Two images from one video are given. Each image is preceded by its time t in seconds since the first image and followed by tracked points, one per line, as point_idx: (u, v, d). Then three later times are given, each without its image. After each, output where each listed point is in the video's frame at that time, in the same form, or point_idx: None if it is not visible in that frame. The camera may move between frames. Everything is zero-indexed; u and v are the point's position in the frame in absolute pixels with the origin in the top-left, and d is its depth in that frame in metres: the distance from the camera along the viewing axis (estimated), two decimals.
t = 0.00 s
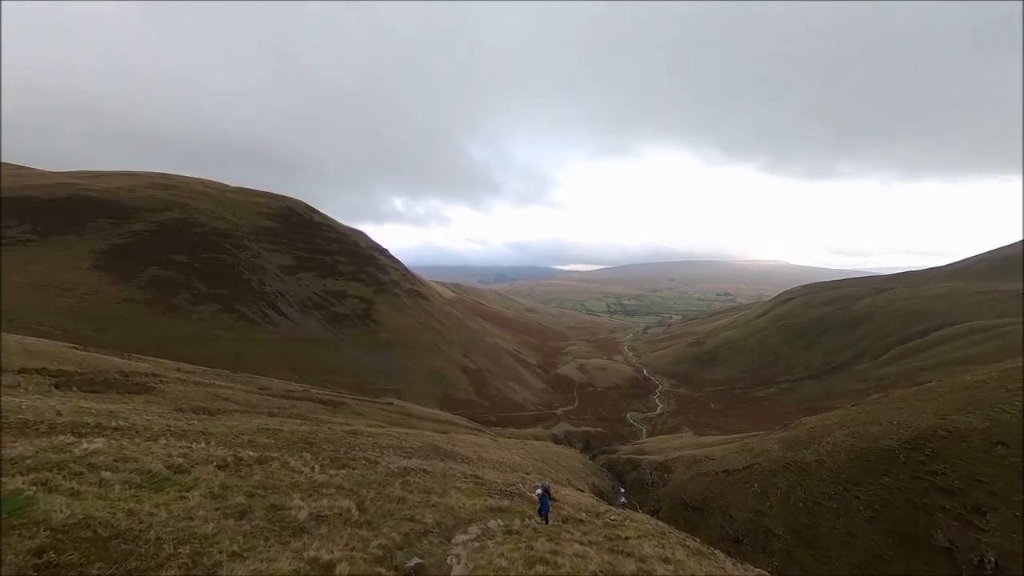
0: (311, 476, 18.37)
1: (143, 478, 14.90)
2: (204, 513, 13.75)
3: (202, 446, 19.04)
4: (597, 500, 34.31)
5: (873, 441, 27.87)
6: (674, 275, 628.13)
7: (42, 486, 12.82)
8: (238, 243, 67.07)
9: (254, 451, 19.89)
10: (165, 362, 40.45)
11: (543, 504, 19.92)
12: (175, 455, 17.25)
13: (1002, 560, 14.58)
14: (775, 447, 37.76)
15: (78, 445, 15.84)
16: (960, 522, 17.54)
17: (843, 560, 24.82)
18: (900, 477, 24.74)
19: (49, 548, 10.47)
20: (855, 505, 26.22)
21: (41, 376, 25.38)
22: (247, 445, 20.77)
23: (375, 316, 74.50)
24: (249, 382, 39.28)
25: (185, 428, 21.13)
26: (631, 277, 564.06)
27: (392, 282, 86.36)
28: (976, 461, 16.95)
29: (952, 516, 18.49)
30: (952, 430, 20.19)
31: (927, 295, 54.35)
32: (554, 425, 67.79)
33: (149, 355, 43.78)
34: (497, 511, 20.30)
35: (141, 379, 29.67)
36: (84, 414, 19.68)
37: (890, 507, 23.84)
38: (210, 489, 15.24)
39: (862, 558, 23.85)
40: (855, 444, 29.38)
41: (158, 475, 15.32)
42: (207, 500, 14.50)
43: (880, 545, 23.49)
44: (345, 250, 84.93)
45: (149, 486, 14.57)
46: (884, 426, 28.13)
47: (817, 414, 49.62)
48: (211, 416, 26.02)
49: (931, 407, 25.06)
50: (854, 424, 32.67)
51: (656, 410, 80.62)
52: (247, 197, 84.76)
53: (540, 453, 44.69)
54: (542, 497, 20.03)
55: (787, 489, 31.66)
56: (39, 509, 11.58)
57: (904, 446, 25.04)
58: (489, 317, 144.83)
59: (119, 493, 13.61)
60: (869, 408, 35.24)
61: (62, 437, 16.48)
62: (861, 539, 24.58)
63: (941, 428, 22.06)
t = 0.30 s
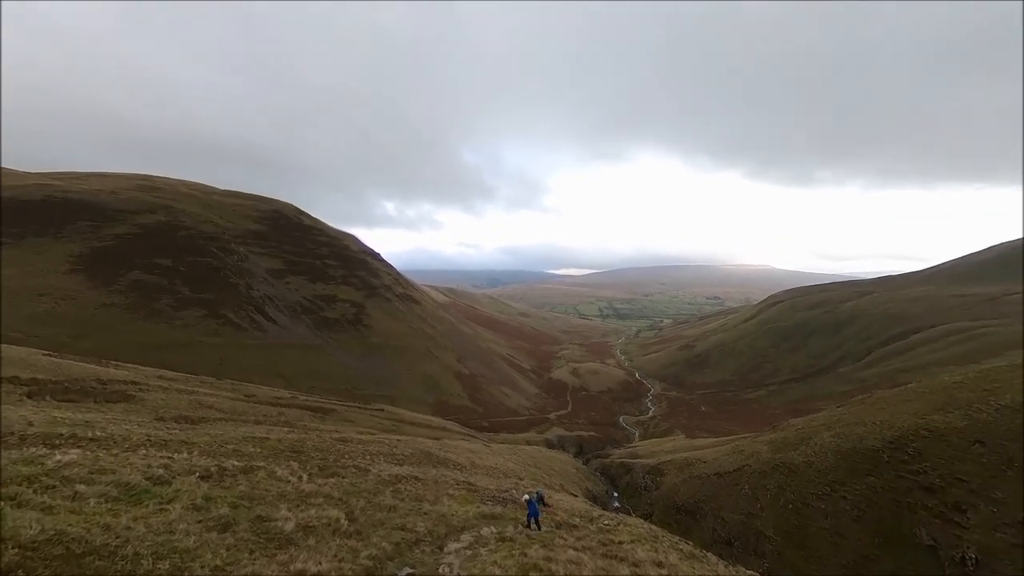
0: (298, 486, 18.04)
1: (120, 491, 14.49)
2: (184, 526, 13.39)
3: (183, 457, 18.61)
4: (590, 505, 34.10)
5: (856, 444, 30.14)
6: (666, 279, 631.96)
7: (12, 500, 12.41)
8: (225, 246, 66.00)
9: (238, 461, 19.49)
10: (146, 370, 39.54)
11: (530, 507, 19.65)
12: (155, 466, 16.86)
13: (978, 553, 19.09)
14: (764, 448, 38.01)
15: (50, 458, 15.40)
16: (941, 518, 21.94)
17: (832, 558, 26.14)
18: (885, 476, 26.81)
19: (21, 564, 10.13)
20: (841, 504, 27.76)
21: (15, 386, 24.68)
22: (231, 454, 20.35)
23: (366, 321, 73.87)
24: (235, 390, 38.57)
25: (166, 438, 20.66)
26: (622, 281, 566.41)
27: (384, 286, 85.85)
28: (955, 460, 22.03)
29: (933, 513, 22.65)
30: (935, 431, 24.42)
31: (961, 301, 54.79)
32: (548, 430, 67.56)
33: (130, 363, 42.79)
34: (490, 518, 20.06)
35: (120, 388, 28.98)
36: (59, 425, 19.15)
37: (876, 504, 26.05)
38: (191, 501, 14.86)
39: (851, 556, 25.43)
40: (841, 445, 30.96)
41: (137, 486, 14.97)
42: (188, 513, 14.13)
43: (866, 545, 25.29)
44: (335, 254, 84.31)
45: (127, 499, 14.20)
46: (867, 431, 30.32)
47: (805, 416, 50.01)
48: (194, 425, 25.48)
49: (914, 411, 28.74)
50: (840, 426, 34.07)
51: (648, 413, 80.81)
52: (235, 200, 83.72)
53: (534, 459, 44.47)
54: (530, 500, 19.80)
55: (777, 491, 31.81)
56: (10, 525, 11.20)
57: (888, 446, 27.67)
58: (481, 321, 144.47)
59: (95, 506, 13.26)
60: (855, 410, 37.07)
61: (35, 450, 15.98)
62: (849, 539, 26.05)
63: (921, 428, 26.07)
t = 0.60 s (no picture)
0: (284, 496, 17.66)
1: (93, 506, 14.06)
2: (163, 540, 13.03)
3: (163, 468, 18.14)
4: (584, 510, 33.84)
5: (844, 446, 30.67)
6: (656, 282, 633.65)
7: None
8: (211, 249, 65.03)
9: (222, 471, 19.06)
10: (125, 377, 38.60)
11: (518, 510, 19.33)
12: (133, 478, 16.42)
13: (958, 551, 21.44)
14: (754, 450, 38.10)
15: (19, 471, 14.96)
16: (924, 516, 23.83)
17: (819, 558, 26.45)
18: (871, 477, 27.75)
19: None
20: (830, 505, 28.05)
21: None
22: (214, 465, 19.89)
23: (356, 326, 73.27)
24: (219, 397, 37.88)
25: (145, 449, 20.18)
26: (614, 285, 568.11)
27: (375, 290, 85.32)
28: (942, 461, 24.59)
29: (916, 512, 24.39)
30: (921, 434, 26.98)
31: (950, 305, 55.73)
32: (542, 435, 67.27)
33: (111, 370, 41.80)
34: (483, 525, 19.79)
35: (96, 397, 28.22)
36: (33, 437, 18.61)
37: (861, 504, 26.74)
38: (171, 515, 14.47)
39: (839, 557, 25.80)
40: (827, 446, 31.63)
41: (113, 500, 14.57)
42: (168, 528, 13.74)
43: (854, 544, 25.71)
44: (326, 258, 83.67)
45: (102, 514, 13.78)
46: (852, 432, 31.43)
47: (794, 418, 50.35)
48: (176, 435, 24.92)
49: (896, 413, 31.11)
50: (828, 428, 34.36)
51: (640, 417, 80.85)
52: (223, 203, 82.67)
53: (527, 464, 44.22)
54: (518, 504, 19.47)
55: (767, 493, 31.87)
56: None
57: (873, 448, 28.85)
58: (473, 325, 143.92)
59: (67, 522, 12.85)
60: (841, 412, 37.45)
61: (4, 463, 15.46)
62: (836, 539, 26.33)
63: (905, 431, 28.19)
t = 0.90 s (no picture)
0: (269, 507, 17.29)
1: (65, 522, 13.55)
2: (138, 557, 12.62)
3: (142, 480, 17.66)
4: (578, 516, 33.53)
5: (828, 446, 31.06)
6: (647, 287, 636.49)
7: None
8: (197, 252, 64.08)
9: (204, 483, 18.62)
10: (102, 386, 37.62)
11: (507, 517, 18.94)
12: (108, 492, 15.96)
13: (941, 549, 22.79)
14: (743, 452, 38.18)
15: None
16: (908, 515, 24.74)
17: (808, 558, 26.48)
18: (856, 476, 28.14)
19: None
20: (818, 505, 28.17)
21: None
22: (195, 476, 19.42)
23: (347, 331, 72.72)
24: (203, 405, 37.18)
25: (124, 461, 19.68)
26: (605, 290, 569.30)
27: (367, 295, 84.73)
28: (924, 461, 26.04)
29: (899, 512, 25.32)
30: (900, 433, 28.19)
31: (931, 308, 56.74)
32: (535, 440, 66.93)
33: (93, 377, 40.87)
34: (476, 534, 19.52)
35: (70, 405, 27.40)
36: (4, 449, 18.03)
37: (847, 504, 27.10)
38: (148, 530, 14.06)
39: (827, 557, 26.00)
40: (814, 447, 31.84)
41: (86, 515, 14.13)
42: (145, 545, 13.31)
43: (842, 545, 25.90)
44: (316, 262, 83.02)
45: (74, 530, 13.33)
46: (834, 432, 32.00)
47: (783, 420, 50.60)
48: (156, 446, 24.34)
49: (878, 414, 31.81)
50: (814, 429, 34.63)
51: (633, 421, 80.80)
52: (210, 206, 81.63)
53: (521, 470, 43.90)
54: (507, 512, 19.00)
55: (757, 494, 31.82)
56: None
57: (857, 448, 29.40)
58: (464, 329, 143.27)
59: (36, 540, 12.40)
60: (826, 413, 37.78)
61: None
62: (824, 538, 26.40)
63: (887, 430, 29.18)
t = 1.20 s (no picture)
0: (254, 518, 16.91)
1: (37, 538, 13.12)
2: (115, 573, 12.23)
3: (122, 493, 17.20)
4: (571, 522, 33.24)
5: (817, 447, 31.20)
6: (639, 291, 639.35)
7: None
8: (183, 256, 63.25)
9: (184, 495, 18.17)
10: (80, 394, 36.62)
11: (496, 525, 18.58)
12: (83, 505, 15.51)
13: (925, 548, 21.90)
14: (733, 454, 38.24)
15: None
16: (892, 515, 24.19)
17: (801, 561, 26.37)
18: (843, 477, 28.16)
19: None
20: (807, 507, 28.21)
21: None
22: (175, 487, 18.95)
23: (337, 336, 72.11)
24: (186, 413, 36.43)
25: (102, 472, 19.20)
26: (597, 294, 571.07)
27: (358, 299, 84.15)
28: (907, 460, 25.44)
29: (885, 511, 24.78)
30: (886, 434, 27.71)
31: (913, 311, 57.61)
32: (528, 445, 66.66)
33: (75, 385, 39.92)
34: (468, 541, 19.23)
35: (44, 415, 26.68)
36: None
37: (836, 505, 27.10)
38: (125, 546, 13.65)
39: (816, 558, 25.94)
40: (803, 449, 31.95)
41: (59, 531, 13.68)
42: (122, 561, 12.90)
43: (830, 545, 25.79)
44: (306, 266, 82.33)
45: (45, 546, 12.88)
46: (825, 433, 32.04)
47: (772, 422, 50.84)
48: (137, 456, 23.80)
49: (864, 415, 31.99)
50: (802, 430, 34.80)
51: (625, 424, 80.87)
52: (198, 210, 80.58)
53: (513, 476, 43.52)
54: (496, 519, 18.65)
55: (748, 498, 31.81)
56: None
57: (843, 449, 29.43)
58: (457, 334, 142.82)
59: (7, 559, 11.95)
60: (814, 414, 38.01)
61: None
62: (815, 541, 26.42)
63: (873, 432, 28.89)
